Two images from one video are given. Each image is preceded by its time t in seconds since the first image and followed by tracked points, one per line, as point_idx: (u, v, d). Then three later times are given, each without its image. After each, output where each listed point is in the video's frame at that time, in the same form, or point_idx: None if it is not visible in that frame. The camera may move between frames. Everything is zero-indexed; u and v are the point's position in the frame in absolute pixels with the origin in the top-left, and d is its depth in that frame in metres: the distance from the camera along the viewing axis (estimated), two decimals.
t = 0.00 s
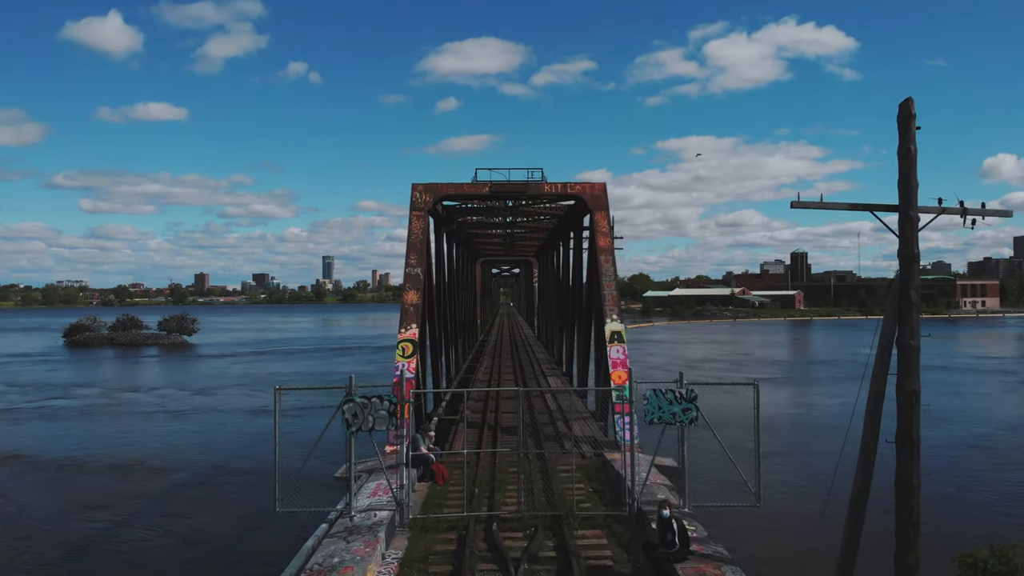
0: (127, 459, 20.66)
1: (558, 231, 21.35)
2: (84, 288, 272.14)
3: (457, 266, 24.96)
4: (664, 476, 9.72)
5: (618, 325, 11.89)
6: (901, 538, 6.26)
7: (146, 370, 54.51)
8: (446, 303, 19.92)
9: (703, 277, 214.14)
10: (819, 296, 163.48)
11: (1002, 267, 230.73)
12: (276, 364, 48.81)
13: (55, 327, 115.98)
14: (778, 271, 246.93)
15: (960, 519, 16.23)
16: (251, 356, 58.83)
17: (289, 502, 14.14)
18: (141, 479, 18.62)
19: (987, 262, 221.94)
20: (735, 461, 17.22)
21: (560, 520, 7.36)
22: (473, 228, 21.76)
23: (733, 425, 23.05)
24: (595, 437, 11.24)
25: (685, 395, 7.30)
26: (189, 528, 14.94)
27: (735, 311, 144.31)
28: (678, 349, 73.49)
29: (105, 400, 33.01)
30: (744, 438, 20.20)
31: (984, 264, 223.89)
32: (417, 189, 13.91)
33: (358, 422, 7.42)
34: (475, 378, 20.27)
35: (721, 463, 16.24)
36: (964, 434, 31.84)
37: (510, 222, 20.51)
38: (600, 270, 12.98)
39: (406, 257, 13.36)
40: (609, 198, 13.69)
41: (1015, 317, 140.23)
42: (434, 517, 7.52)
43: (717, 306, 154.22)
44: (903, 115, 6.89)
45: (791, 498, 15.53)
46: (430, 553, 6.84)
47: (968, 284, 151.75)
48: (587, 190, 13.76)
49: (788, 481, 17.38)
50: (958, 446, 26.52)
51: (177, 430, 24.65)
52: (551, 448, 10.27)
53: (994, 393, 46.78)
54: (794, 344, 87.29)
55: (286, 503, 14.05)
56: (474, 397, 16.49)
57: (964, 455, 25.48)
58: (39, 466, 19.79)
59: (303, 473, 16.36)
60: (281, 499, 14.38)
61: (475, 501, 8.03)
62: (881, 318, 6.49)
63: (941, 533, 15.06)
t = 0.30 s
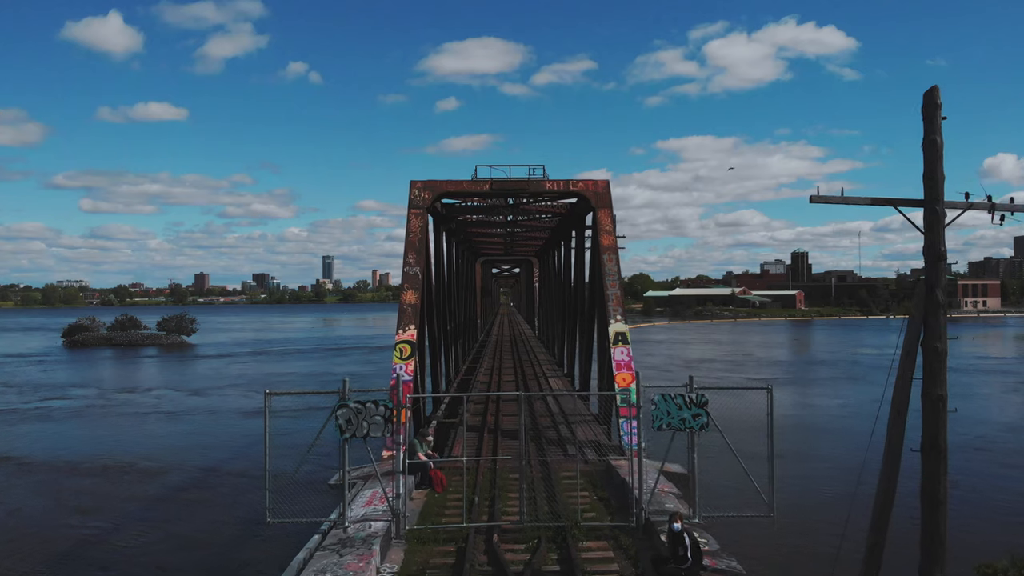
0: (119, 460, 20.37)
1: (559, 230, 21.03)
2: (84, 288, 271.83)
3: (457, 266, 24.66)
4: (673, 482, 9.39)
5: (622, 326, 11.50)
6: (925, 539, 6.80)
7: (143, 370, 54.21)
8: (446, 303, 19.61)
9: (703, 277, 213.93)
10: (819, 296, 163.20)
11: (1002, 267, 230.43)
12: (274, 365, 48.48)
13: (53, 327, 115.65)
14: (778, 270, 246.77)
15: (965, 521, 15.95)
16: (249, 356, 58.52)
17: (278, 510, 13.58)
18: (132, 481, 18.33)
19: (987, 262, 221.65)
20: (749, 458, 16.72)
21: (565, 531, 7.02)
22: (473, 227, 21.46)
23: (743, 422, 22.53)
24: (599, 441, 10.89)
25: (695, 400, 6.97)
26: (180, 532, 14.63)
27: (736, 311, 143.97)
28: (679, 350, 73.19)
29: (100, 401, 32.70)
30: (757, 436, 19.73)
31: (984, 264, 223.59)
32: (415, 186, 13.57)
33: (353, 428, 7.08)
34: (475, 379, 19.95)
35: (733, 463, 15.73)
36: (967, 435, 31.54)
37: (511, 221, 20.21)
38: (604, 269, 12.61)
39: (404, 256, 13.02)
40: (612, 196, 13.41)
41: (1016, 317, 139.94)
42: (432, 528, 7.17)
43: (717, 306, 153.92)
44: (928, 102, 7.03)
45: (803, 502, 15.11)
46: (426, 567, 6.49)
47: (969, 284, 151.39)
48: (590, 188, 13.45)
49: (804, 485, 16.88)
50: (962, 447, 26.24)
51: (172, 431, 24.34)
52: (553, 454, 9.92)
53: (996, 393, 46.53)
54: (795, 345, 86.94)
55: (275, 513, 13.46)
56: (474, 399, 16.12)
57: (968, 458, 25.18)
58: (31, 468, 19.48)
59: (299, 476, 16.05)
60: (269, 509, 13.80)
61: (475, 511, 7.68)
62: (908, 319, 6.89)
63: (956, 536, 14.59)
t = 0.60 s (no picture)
0: (111, 462, 20.06)
1: (561, 228, 20.65)
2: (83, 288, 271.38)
3: (456, 266, 24.34)
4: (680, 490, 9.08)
5: (627, 328, 11.17)
6: (955, 551, 6.65)
7: (141, 370, 53.95)
8: (446, 302, 19.29)
9: (703, 278, 213.72)
10: (820, 296, 162.89)
11: (1003, 267, 230.16)
12: (272, 365, 48.15)
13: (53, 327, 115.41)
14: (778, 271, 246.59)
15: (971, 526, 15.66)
16: (247, 357, 58.21)
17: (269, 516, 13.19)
18: (123, 484, 18.02)
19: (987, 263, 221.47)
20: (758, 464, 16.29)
21: (569, 543, 6.69)
22: (473, 226, 21.13)
23: (748, 426, 22.22)
24: (603, 446, 10.56)
25: (706, 405, 6.64)
26: (170, 537, 14.33)
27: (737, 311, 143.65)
28: (679, 350, 72.88)
29: (95, 401, 32.39)
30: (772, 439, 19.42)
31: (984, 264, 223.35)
32: (414, 183, 13.20)
33: (346, 435, 6.75)
34: (475, 380, 19.65)
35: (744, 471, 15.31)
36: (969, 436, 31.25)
37: (512, 219, 19.83)
38: (607, 269, 12.19)
39: (403, 254, 12.60)
40: (615, 193, 13.01)
41: (1017, 317, 139.61)
42: (430, 539, 6.85)
43: (718, 306, 153.60)
44: (957, 95, 6.91)
45: (815, 512, 14.73)
46: None
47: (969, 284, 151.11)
48: (592, 185, 13.07)
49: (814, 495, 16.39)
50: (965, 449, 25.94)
51: (167, 433, 24.03)
52: (556, 461, 9.58)
53: (998, 394, 46.23)
54: (796, 345, 86.65)
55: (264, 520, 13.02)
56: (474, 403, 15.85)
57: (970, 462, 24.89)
58: (23, 471, 19.17)
59: (295, 480, 15.75)
60: (259, 515, 13.41)
61: (475, 521, 7.36)
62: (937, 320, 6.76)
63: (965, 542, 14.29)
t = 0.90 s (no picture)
0: (103, 464, 19.71)
1: (564, 226, 20.31)
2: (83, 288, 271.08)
3: (456, 265, 24.00)
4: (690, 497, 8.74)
5: (632, 328, 10.82)
6: (989, 569, 6.48)
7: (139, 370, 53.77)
8: (446, 302, 19.00)
9: (704, 278, 213.51)
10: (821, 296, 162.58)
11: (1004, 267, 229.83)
12: (270, 365, 47.83)
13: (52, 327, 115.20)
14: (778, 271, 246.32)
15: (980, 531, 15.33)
16: (246, 357, 57.92)
17: (261, 522, 12.84)
18: (113, 486, 17.71)
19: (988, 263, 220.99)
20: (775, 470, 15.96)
21: (576, 557, 6.34)
22: (473, 225, 20.79)
23: (755, 430, 21.82)
24: (608, 451, 10.23)
25: (720, 411, 6.31)
26: (157, 541, 14.01)
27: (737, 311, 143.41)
28: (679, 350, 72.57)
29: (89, 402, 32.08)
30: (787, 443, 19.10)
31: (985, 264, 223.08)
32: (413, 180, 12.79)
33: (341, 443, 6.40)
34: (475, 381, 19.34)
35: (759, 476, 15.04)
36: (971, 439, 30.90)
37: (514, 217, 19.51)
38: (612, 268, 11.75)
39: (402, 253, 12.18)
40: (620, 191, 12.63)
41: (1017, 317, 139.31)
42: (429, 553, 6.51)
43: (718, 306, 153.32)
44: (990, 87, 6.68)
45: (831, 525, 14.32)
46: None
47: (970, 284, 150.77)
48: (596, 182, 12.67)
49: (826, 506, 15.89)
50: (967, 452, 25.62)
51: (162, 434, 23.69)
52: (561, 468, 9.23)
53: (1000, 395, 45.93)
54: (796, 345, 86.31)
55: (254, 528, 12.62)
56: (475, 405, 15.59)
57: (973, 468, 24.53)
58: (14, 473, 18.82)
59: (291, 483, 15.42)
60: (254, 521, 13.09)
61: (476, 533, 7.01)
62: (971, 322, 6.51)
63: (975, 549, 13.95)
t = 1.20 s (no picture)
0: (96, 467, 19.37)
1: (566, 225, 19.91)
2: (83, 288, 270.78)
3: (456, 264, 23.70)
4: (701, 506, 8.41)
5: (639, 329, 10.45)
6: None
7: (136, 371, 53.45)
8: (446, 303, 18.65)
9: (704, 278, 213.27)
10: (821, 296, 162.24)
11: (1004, 267, 229.42)
12: (269, 366, 47.52)
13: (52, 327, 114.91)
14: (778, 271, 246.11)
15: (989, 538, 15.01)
16: (245, 357, 57.65)
17: (254, 529, 12.47)
18: (104, 489, 17.36)
19: (988, 263, 220.51)
20: (793, 480, 15.43)
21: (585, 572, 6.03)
22: (474, 224, 20.45)
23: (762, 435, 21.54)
24: (614, 456, 9.89)
25: (737, 418, 5.98)
26: (147, 545, 13.66)
27: (737, 312, 143.00)
28: (680, 351, 72.28)
29: (84, 404, 31.75)
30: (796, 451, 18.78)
31: (985, 264, 222.86)
32: (413, 177, 12.39)
33: (334, 452, 6.03)
34: (476, 384, 18.96)
35: (777, 487, 14.54)
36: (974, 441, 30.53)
37: (516, 215, 19.13)
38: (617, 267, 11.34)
39: (401, 252, 11.78)
40: (625, 188, 12.25)
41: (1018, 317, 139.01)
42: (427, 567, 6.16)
43: (719, 306, 152.99)
44: None
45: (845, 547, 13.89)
46: None
47: (970, 284, 150.28)
48: (600, 179, 12.30)
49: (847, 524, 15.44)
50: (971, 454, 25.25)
51: (157, 435, 23.37)
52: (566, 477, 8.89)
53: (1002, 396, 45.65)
54: (797, 345, 85.89)
55: (245, 534, 12.23)
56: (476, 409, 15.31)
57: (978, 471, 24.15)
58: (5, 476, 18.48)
59: (287, 488, 15.07)
60: (247, 527, 12.75)
61: (478, 544, 6.68)
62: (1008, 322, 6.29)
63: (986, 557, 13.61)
